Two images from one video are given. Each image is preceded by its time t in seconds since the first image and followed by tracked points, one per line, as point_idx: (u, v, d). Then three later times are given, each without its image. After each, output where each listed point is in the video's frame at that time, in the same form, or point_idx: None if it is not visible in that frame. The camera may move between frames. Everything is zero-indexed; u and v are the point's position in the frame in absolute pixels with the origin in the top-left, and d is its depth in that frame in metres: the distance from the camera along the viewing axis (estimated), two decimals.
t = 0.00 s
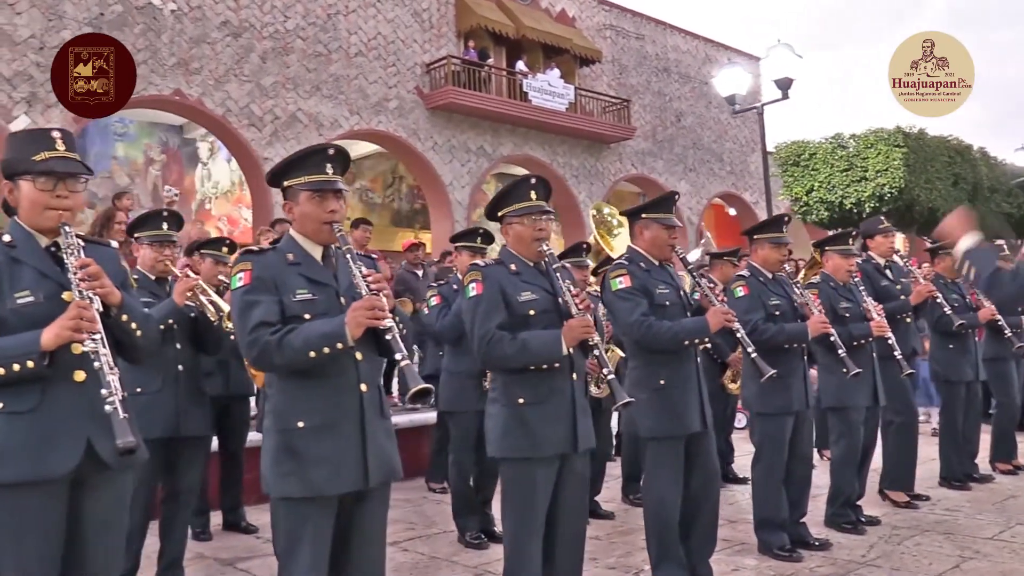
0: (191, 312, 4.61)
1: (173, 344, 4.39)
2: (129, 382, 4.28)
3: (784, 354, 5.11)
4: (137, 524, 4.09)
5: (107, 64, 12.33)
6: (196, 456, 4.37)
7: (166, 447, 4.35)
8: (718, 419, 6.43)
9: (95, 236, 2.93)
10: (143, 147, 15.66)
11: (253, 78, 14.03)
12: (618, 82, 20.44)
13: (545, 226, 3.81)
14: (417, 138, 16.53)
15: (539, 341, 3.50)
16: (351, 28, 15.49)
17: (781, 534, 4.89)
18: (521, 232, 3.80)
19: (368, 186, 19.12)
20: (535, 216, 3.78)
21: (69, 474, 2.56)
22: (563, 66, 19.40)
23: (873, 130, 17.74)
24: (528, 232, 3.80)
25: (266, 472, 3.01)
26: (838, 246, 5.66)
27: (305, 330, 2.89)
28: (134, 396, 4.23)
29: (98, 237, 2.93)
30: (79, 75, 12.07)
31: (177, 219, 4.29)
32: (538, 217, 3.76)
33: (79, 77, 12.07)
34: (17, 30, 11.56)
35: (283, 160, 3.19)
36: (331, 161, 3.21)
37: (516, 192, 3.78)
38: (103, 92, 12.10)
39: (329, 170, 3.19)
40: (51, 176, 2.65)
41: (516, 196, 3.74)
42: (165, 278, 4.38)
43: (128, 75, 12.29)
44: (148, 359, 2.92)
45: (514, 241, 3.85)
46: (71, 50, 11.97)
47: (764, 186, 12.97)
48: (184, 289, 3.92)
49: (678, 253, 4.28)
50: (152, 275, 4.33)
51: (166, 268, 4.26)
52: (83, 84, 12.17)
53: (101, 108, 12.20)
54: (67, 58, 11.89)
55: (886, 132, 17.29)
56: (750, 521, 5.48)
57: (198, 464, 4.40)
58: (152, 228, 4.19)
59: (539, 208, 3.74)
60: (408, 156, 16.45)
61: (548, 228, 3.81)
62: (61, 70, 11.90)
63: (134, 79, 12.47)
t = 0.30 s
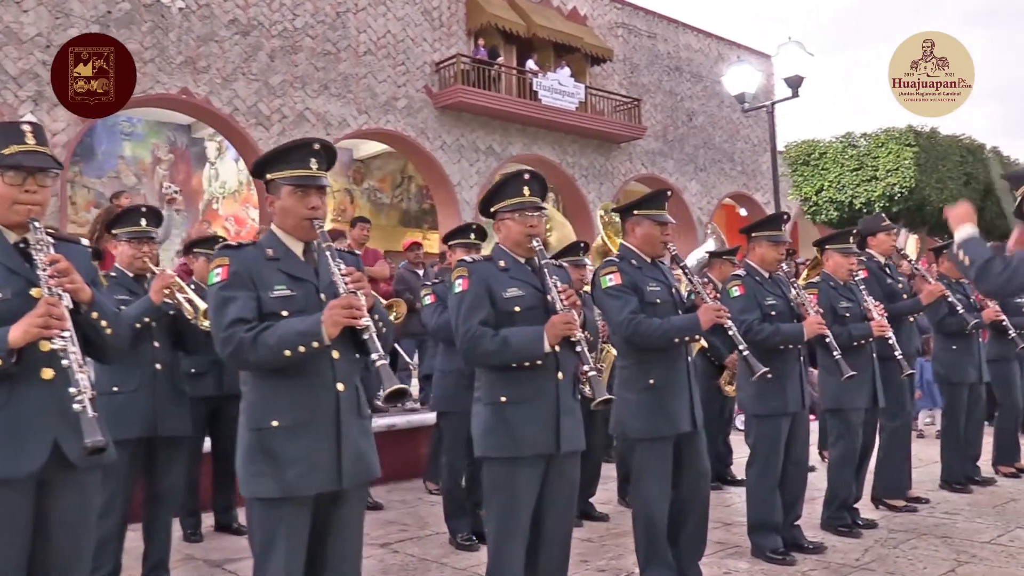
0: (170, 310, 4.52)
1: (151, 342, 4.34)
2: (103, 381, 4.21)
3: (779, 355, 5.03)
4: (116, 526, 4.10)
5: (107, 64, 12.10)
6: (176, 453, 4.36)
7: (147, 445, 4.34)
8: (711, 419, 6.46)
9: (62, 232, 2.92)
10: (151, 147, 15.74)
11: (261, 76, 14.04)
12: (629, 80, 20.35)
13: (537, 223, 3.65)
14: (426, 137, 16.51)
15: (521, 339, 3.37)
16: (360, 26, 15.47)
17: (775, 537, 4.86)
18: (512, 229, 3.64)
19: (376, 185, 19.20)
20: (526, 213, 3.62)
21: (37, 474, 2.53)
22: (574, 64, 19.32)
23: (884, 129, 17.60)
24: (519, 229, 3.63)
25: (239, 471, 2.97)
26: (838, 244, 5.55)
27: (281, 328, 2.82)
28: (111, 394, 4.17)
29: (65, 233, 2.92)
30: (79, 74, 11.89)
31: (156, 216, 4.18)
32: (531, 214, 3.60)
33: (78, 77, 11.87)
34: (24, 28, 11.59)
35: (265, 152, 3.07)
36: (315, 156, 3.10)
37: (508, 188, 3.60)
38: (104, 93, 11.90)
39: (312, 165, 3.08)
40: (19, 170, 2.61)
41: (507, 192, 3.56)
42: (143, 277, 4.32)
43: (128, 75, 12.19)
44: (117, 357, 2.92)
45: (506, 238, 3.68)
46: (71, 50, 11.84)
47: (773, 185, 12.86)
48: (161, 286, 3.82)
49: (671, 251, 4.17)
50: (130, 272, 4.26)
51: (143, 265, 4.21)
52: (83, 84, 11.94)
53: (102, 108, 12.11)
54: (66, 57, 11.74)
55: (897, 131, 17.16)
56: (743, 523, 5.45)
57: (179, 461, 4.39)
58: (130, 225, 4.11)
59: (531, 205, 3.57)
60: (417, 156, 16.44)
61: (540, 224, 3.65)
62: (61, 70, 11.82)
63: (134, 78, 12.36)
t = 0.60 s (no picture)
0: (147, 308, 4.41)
1: (129, 341, 4.35)
2: (82, 379, 4.24)
3: (773, 356, 4.97)
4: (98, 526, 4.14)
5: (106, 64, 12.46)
6: (159, 454, 4.33)
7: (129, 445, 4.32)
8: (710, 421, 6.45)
9: (33, 231, 2.95)
10: (163, 146, 15.81)
11: (271, 75, 14.06)
12: (639, 79, 20.27)
13: (523, 221, 3.54)
14: (435, 136, 16.50)
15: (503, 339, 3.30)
16: (370, 25, 15.47)
17: (769, 539, 4.81)
18: (498, 227, 3.53)
19: (387, 185, 19.21)
20: (513, 209, 3.51)
21: None
22: (584, 63, 19.27)
23: (893, 128, 17.44)
24: (505, 227, 3.53)
25: (213, 471, 2.96)
26: (837, 242, 5.44)
27: (251, 327, 2.81)
28: (89, 392, 4.20)
29: (36, 232, 2.95)
30: (80, 74, 12.15)
31: (135, 211, 4.24)
32: (517, 211, 3.50)
33: (78, 77, 12.14)
34: (36, 28, 11.65)
35: (240, 149, 3.07)
36: (291, 152, 3.09)
37: (493, 186, 3.52)
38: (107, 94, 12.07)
39: (288, 162, 3.06)
40: None
41: (492, 190, 3.47)
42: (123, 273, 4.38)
43: (128, 74, 12.33)
44: (84, 358, 2.92)
45: (494, 237, 3.58)
46: (71, 50, 11.97)
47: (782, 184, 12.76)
48: (138, 284, 3.76)
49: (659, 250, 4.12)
50: (109, 269, 4.33)
51: (122, 261, 4.30)
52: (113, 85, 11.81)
53: (102, 108, 12.26)
54: (67, 57, 11.88)
55: (907, 130, 17.01)
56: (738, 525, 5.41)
57: (166, 462, 4.37)
58: (108, 221, 4.20)
59: (515, 202, 3.47)
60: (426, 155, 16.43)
61: (527, 222, 3.55)
62: (62, 70, 11.90)
63: (135, 79, 12.46)
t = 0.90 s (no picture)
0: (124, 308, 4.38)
1: (106, 342, 4.31)
2: (60, 380, 4.24)
3: (764, 356, 4.95)
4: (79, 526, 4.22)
5: (106, 64, 12.45)
6: (141, 456, 4.33)
7: (110, 447, 4.32)
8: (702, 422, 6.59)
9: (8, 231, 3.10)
10: (173, 146, 15.87)
11: (279, 76, 14.07)
12: (648, 78, 20.19)
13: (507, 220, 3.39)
14: (443, 136, 16.48)
15: (485, 341, 3.14)
16: (378, 25, 15.46)
17: (760, 544, 4.77)
18: (479, 227, 3.38)
19: (395, 185, 19.22)
20: (494, 209, 3.34)
21: None
22: (592, 62, 19.20)
23: (902, 126, 17.29)
24: (487, 226, 3.37)
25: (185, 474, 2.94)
26: (834, 243, 5.35)
27: (219, 328, 2.77)
28: (66, 395, 4.19)
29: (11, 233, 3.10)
30: (80, 74, 12.14)
31: (112, 211, 4.50)
32: (497, 209, 3.32)
33: (79, 77, 12.14)
34: (46, 29, 11.72)
35: (214, 149, 3.02)
36: (266, 153, 3.03)
37: (473, 184, 3.36)
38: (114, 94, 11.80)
39: (263, 163, 3.01)
40: None
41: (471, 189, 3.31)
42: (99, 271, 4.65)
43: (128, 74, 12.35)
44: (50, 357, 3.04)
45: (474, 237, 3.43)
46: (71, 50, 11.94)
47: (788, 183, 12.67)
48: (112, 289, 3.96)
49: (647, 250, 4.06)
50: (86, 268, 4.61)
51: (99, 261, 4.56)
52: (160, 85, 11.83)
53: (102, 108, 12.25)
54: (67, 57, 11.85)
55: (915, 128, 16.89)
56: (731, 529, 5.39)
57: (147, 464, 4.36)
58: (85, 220, 4.45)
59: (497, 202, 3.30)
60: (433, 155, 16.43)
61: (510, 221, 3.38)
62: (60, 70, 11.86)
63: (134, 79, 12.46)
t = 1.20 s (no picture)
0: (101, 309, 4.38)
1: (85, 345, 4.42)
2: (41, 383, 4.41)
3: (755, 355, 4.93)
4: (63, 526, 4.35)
5: (107, 64, 12.39)
6: (121, 455, 4.43)
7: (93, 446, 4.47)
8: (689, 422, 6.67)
9: None
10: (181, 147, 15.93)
11: (286, 78, 14.08)
12: (657, 78, 20.12)
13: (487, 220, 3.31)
14: (450, 137, 16.47)
15: (463, 344, 3.02)
16: (384, 26, 15.46)
17: (749, 548, 4.76)
18: (456, 227, 3.28)
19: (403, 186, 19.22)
20: (472, 209, 3.26)
21: None
22: (600, 62, 19.15)
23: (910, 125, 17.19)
24: (464, 228, 3.27)
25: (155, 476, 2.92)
26: (826, 244, 5.32)
27: (185, 329, 2.75)
28: (46, 398, 4.37)
29: None
30: (79, 74, 12.11)
31: (91, 211, 4.65)
32: (475, 210, 3.25)
33: (78, 77, 12.10)
34: (54, 33, 11.79)
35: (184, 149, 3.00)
36: (236, 153, 3.01)
37: (450, 183, 3.26)
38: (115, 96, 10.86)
39: (233, 163, 3.00)
40: None
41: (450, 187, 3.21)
42: (82, 272, 4.85)
43: (128, 74, 12.33)
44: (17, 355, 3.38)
45: (449, 237, 3.32)
46: (71, 50, 11.94)
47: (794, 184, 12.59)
48: (88, 290, 4.21)
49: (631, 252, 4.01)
50: (68, 270, 4.82)
51: (79, 262, 4.75)
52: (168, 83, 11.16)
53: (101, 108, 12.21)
54: (67, 58, 11.86)
55: (923, 127, 16.76)
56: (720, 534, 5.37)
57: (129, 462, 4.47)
58: (66, 222, 4.61)
59: (476, 201, 3.23)
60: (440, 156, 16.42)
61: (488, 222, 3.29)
62: (60, 71, 11.87)
63: (134, 79, 12.43)
